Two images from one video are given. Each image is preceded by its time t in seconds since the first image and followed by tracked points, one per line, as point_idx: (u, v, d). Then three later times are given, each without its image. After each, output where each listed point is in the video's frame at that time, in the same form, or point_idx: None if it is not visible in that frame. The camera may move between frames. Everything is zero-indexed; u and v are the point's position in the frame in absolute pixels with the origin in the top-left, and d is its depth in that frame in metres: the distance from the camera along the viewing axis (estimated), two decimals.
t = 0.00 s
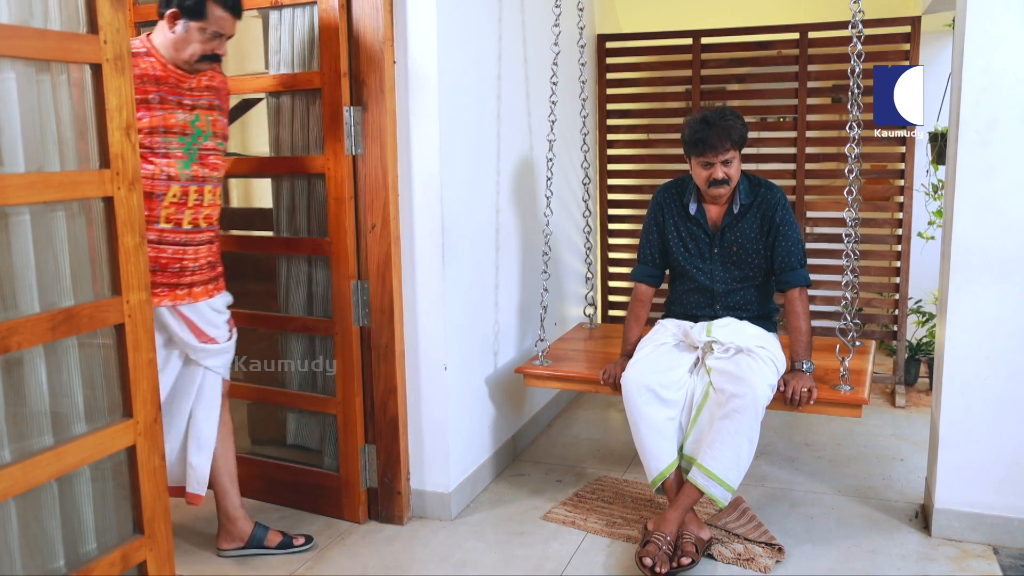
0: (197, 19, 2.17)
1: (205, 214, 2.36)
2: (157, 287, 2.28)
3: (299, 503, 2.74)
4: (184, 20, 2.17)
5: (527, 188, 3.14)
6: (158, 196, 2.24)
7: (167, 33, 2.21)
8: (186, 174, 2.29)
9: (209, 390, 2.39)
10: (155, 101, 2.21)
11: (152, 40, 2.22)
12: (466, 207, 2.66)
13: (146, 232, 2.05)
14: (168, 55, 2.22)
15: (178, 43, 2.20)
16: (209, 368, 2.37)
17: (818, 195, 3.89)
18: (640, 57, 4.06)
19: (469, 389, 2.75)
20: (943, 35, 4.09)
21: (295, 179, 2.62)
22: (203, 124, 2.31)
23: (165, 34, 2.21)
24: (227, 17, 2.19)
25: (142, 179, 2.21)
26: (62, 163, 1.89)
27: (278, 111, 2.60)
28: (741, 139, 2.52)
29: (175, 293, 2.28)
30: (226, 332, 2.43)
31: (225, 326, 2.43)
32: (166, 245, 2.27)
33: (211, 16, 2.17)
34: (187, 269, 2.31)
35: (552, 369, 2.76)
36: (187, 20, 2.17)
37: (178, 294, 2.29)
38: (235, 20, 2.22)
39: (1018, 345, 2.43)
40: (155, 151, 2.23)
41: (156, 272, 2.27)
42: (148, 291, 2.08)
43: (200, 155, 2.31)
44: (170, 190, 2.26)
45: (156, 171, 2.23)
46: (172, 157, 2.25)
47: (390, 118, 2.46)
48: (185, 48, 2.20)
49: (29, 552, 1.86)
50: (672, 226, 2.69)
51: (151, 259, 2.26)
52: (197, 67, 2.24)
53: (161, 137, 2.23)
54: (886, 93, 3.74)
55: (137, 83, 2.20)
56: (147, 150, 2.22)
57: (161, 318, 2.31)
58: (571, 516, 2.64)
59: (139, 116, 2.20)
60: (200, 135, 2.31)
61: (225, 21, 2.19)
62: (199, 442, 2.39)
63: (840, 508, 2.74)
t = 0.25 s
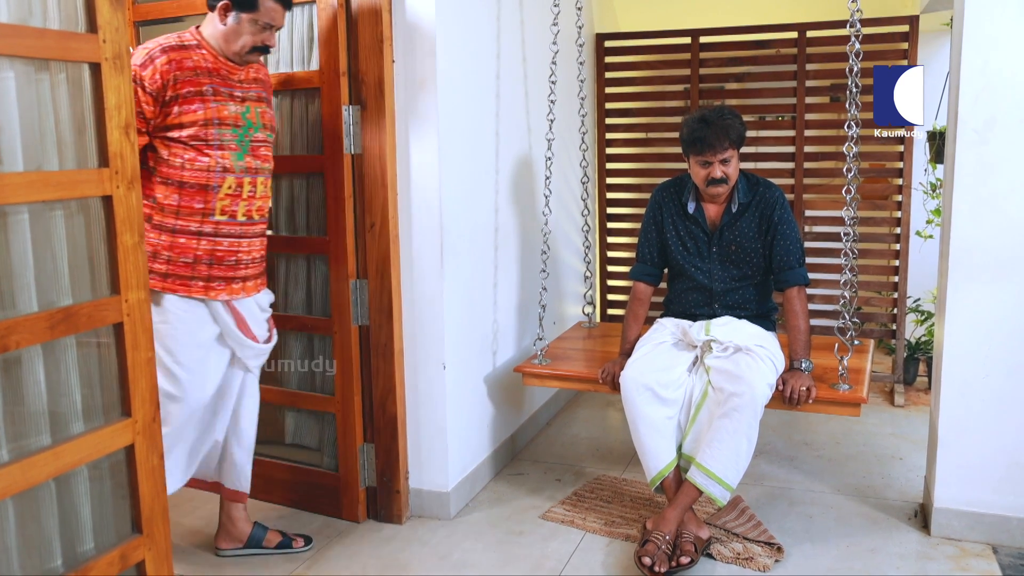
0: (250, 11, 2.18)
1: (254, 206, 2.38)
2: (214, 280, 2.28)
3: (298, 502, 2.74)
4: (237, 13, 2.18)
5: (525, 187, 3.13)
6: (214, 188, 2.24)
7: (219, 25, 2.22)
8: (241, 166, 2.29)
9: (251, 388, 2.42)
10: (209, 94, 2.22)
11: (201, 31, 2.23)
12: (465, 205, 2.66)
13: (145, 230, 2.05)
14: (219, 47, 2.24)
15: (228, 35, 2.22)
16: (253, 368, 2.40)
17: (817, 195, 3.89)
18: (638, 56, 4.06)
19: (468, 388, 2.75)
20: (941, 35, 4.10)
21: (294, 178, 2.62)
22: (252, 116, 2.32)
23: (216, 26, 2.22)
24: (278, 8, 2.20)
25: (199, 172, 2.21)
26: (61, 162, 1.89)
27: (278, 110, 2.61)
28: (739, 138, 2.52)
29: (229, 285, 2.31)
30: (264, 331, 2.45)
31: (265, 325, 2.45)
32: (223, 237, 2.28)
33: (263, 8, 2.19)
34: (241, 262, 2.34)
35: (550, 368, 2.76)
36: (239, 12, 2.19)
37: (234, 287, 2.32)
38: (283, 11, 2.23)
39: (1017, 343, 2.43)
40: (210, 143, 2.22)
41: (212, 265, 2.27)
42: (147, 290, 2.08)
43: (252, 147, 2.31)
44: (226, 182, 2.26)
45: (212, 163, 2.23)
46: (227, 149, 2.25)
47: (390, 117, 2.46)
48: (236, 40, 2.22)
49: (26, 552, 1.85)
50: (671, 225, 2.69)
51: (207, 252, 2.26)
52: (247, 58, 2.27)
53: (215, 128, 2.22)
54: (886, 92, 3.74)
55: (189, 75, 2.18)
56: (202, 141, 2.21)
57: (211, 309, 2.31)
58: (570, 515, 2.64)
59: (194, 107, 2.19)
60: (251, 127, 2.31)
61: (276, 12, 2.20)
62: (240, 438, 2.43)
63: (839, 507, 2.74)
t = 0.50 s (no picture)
0: (286, 16, 2.09)
1: (288, 214, 2.27)
2: (254, 289, 2.16)
3: (296, 509, 2.73)
4: (274, 19, 2.09)
5: (524, 194, 3.14)
6: (254, 196, 2.13)
7: (256, 30, 2.13)
8: (278, 174, 2.19)
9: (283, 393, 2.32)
10: (248, 101, 2.12)
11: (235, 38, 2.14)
12: (464, 211, 2.66)
13: (145, 237, 2.05)
14: (254, 54, 2.15)
15: (263, 41, 2.13)
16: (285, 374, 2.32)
17: (815, 201, 3.89)
18: (637, 64, 4.07)
19: (466, 394, 2.74)
20: (938, 41, 4.11)
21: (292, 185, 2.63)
22: (287, 123, 2.22)
23: (251, 31, 2.13)
24: (315, 15, 2.12)
25: (238, 179, 2.11)
26: (60, 169, 1.89)
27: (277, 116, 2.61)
28: (737, 144, 2.53)
29: (268, 295, 2.19)
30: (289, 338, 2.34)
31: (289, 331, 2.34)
32: (261, 244, 2.16)
33: (300, 15, 2.10)
34: (277, 270, 2.22)
35: (549, 375, 2.76)
36: (275, 19, 2.10)
37: (271, 295, 2.20)
38: (320, 19, 2.15)
39: (1016, 348, 2.43)
40: (249, 151, 2.12)
41: (252, 274, 2.15)
42: (146, 297, 2.08)
43: (288, 155, 2.22)
44: (266, 190, 2.15)
45: (252, 171, 2.13)
46: (266, 157, 2.16)
47: (389, 124, 2.47)
48: (272, 47, 2.13)
49: (22, 560, 1.85)
50: (669, 232, 2.69)
51: (246, 260, 2.14)
52: (281, 66, 2.17)
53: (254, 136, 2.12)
54: (886, 92, 3.72)
55: (229, 82, 2.09)
56: (241, 149, 2.11)
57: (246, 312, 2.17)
58: (569, 522, 2.63)
59: (236, 115, 2.10)
60: (286, 135, 2.22)
61: (311, 20, 2.12)
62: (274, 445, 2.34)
63: (839, 514, 2.73)
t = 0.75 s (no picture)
0: (325, 29, 1.99)
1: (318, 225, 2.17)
2: (291, 302, 2.08)
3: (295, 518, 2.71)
4: (315, 32, 1.98)
5: (522, 202, 3.14)
6: (292, 209, 2.03)
7: (291, 41, 2.02)
8: (314, 186, 2.08)
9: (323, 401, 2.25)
10: (286, 113, 2.01)
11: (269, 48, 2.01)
12: (462, 218, 2.66)
13: (144, 244, 2.05)
14: (287, 64, 2.03)
15: (298, 53, 2.02)
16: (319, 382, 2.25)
17: (814, 209, 3.89)
18: (635, 72, 4.08)
19: (465, 402, 2.73)
20: (936, 50, 4.13)
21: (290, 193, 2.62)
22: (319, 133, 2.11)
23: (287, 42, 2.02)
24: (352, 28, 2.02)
25: (276, 193, 2.01)
26: (59, 176, 1.89)
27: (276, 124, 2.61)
28: (736, 152, 2.53)
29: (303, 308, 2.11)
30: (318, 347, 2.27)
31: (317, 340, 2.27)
32: (297, 256, 2.06)
33: (337, 28, 2.00)
34: (307, 282, 2.12)
35: (548, 383, 2.75)
36: (313, 32, 2.00)
37: (306, 305, 2.14)
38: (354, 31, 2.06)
39: (1016, 357, 2.43)
40: (288, 164, 2.01)
41: (288, 287, 2.06)
42: (145, 304, 2.08)
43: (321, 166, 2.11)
44: (303, 204, 2.05)
45: (290, 184, 2.02)
46: (303, 169, 2.05)
47: (388, 132, 2.47)
48: (308, 59, 2.03)
49: (18, 569, 1.84)
50: (669, 239, 2.70)
51: (283, 273, 2.05)
52: (313, 78, 2.07)
53: (293, 149, 2.01)
54: (886, 92, 3.72)
55: (270, 95, 1.97)
56: (281, 162, 2.00)
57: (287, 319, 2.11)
58: (569, 530, 2.62)
59: (277, 128, 1.98)
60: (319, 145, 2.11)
61: (348, 32, 2.03)
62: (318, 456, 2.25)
63: (839, 522, 2.72)
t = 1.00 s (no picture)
0: (369, 36, 1.86)
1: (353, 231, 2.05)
2: (337, 315, 1.97)
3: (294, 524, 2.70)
4: (359, 39, 1.85)
5: (521, 209, 3.14)
6: (341, 221, 1.92)
7: (331, 47, 1.88)
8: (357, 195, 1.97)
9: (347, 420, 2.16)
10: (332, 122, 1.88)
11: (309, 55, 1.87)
12: (461, 225, 2.66)
13: (143, 252, 2.06)
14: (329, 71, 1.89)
15: (340, 61, 1.88)
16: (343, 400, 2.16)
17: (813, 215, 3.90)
18: (634, 79, 4.09)
19: (463, 408, 2.73)
20: (934, 57, 4.14)
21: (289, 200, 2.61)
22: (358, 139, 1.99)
23: (328, 49, 1.88)
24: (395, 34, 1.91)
25: (326, 206, 1.89)
26: (58, 184, 1.89)
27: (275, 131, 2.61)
28: (735, 159, 2.54)
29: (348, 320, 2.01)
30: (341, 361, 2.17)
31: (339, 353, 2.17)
32: (344, 268, 1.95)
33: (380, 35, 1.87)
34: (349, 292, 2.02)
35: (547, 389, 2.75)
36: (356, 39, 1.86)
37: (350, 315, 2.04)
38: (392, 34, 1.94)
39: (1015, 364, 2.43)
40: (336, 175, 1.90)
41: (335, 300, 1.96)
42: (144, 311, 2.08)
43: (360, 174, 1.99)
44: (351, 215, 1.94)
45: (338, 197, 1.90)
46: (349, 179, 1.93)
47: (388, 140, 2.47)
48: (351, 66, 1.89)
49: None
50: (668, 246, 2.70)
51: (331, 287, 1.94)
52: (354, 85, 1.93)
53: (341, 160, 1.90)
54: (886, 92, 3.74)
55: (320, 104, 1.84)
56: (330, 174, 1.88)
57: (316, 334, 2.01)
58: (567, 538, 2.62)
59: (327, 140, 1.86)
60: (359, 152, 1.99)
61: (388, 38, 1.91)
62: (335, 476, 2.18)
63: (838, 529, 2.72)
